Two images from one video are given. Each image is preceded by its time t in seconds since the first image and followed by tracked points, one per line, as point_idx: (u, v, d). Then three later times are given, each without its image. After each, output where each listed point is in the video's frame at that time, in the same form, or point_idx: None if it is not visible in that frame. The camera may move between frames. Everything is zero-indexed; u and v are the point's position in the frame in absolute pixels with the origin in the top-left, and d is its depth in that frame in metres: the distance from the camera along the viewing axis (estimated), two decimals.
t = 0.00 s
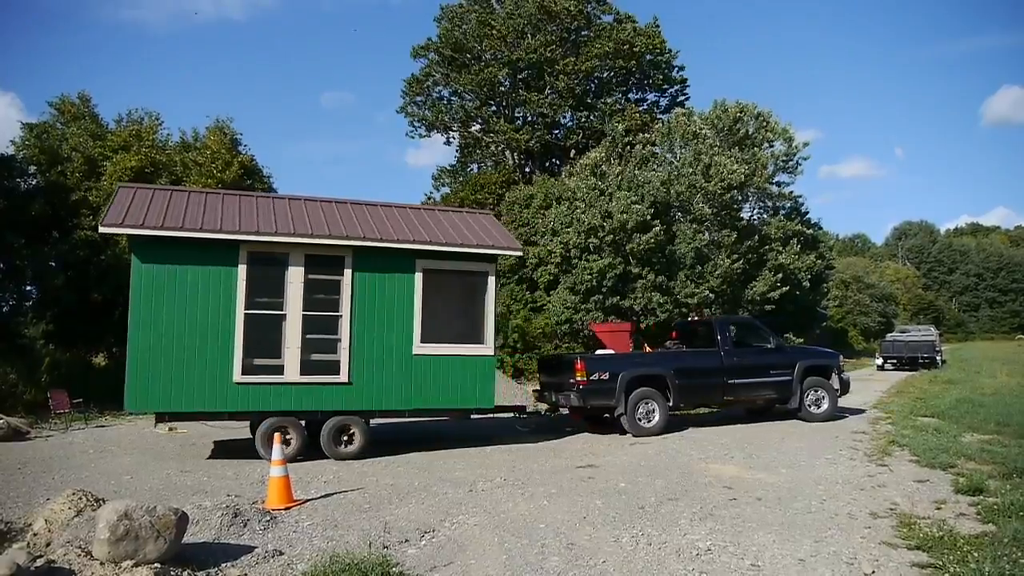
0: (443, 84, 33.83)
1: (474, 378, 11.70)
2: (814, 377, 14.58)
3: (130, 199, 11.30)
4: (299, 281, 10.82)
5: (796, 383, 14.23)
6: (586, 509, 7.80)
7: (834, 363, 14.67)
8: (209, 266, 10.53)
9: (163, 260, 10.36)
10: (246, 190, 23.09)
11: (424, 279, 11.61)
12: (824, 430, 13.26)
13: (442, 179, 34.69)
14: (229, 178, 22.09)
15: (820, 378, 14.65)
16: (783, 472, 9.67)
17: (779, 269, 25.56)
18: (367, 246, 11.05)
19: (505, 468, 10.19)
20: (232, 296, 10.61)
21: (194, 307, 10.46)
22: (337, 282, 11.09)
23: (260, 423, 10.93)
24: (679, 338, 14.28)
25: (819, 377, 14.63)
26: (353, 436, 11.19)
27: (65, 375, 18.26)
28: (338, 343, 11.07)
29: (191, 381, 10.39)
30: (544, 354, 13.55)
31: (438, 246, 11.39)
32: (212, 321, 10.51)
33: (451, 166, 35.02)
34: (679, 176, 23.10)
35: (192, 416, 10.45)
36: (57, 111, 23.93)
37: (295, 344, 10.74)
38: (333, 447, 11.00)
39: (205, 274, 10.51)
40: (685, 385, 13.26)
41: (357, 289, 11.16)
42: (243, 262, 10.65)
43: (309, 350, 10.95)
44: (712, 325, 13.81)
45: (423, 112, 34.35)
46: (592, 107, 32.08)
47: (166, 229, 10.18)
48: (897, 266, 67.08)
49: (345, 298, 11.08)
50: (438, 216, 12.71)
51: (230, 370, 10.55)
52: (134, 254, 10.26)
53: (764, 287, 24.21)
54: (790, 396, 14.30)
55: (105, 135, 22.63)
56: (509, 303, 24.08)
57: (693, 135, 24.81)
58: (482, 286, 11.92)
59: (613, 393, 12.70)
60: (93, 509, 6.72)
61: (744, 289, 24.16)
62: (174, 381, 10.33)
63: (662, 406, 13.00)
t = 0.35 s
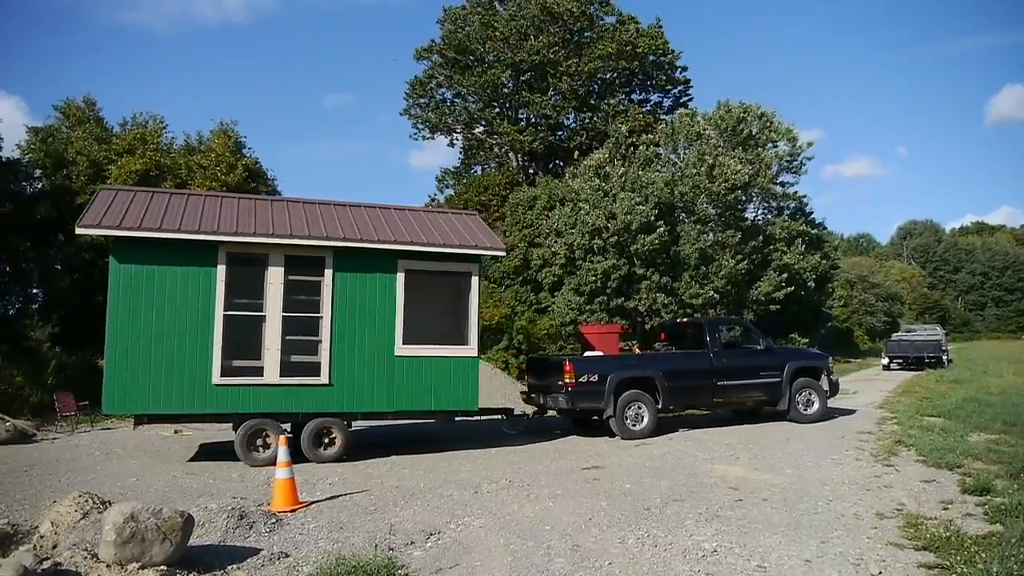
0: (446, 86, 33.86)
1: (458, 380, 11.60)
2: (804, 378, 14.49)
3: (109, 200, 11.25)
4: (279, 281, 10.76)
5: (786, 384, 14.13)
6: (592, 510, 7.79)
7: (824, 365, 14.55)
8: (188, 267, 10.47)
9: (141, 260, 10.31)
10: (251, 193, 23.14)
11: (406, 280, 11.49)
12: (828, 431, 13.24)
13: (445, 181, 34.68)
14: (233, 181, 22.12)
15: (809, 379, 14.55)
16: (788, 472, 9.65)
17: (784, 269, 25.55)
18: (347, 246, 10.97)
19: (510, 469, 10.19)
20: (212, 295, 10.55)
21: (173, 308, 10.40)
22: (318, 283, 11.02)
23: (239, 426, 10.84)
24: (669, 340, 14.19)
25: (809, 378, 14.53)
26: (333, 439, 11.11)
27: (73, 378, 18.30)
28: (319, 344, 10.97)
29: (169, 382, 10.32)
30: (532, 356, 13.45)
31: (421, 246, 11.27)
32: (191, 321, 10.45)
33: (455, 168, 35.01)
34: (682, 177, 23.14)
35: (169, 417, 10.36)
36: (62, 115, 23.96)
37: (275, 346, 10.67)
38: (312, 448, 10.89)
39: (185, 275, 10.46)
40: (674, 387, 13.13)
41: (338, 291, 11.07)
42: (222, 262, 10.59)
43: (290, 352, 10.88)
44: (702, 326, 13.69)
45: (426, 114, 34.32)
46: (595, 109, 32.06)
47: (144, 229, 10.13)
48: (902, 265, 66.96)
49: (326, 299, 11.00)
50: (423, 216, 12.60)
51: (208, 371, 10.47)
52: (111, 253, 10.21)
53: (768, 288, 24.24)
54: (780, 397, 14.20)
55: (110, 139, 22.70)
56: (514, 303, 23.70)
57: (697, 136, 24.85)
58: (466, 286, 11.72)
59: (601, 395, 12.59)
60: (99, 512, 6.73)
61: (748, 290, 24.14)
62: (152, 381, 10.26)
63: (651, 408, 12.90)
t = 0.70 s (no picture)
0: (449, 88, 33.86)
1: (441, 383, 11.51)
2: (791, 380, 14.46)
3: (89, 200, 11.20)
4: (258, 284, 10.71)
5: (774, 386, 14.09)
6: (596, 512, 7.78)
7: (812, 367, 14.53)
8: (166, 268, 10.45)
9: (118, 262, 10.29)
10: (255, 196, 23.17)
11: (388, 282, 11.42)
12: (833, 432, 13.22)
13: (448, 183, 34.66)
14: (236, 184, 22.13)
15: (797, 381, 14.52)
16: (792, 474, 9.64)
17: (788, 270, 25.51)
18: (326, 247, 10.92)
19: (513, 472, 10.20)
20: (190, 297, 10.51)
21: (151, 310, 10.38)
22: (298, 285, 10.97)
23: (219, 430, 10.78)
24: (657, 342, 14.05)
25: (797, 380, 14.52)
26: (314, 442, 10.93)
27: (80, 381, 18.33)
28: (299, 347, 10.92)
29: (147, 384, 10.28)
30: (518, 358, 13.29)
31: (403, 248, 11.20)
32: (169, 323, 10.41)
33: (458, 170, 34.99)
34: (684, 179, 23.10)
35: (148, 421, 10.31)
36: (66, 119, 23.98)
37: (254, 349, 10.60)
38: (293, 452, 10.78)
39: (162, 276, 10.43)
40: (662, 389, 13.01)
41: (319, 294, 11.02)
42: (200, 265, 10.56)
43: (269, 355, 10.82)
44: (691, 328, 13.57)
45: (429, 116, 34.33)
46: (598, 110, 32.07)
47: (121, 232, 10.09)
48: (906, 266, 66.87)
49: (307, 302, 10.94)
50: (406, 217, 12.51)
51: (187, 374, 10.42)
52: (88, 255, 10.19)
53: (772, 289, 24.20)
54: (769, 400, 14.17)
55: (114, 143, 22.74)
56: (518, 304, 23.69)
57: (699, 137, 24.80)
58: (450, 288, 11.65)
59: (588, 397, 12.43)
60: (104, 515, 6.73)
61: (752, 291, 24.14)
62: (131, 383, 10.22)
63: (638, 411, 12.80)
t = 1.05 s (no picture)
0: (454, 91, 33.87)
1: (425, 385, 11.44)
2: (780, 384, 14.41)
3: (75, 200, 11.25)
4: (240, 284, 10.71)
5: (764, 391, 14.05)
6: (599, 515, 7.78)
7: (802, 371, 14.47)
8: (148, 267, 10.47)
9: (100, 262, 10.31)
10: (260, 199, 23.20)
11: (372, 283, 11.37)
12: (837, 436, 13.20)
13: (452, 185, 34.66)
14: (241, 186, 22.16)
15: (787, 386, 14.48)
16: (797, 477, 9.62)
17: (792, 273, 25.49)
18: (309, 248, 10.90)
19: (516, 474, 10.20)
20: (172, 297, 10.52)
21: (132, 309, 10.38)
22: (280, 286, 10.95)
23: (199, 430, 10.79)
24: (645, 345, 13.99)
25: (787, 385, 14.46)
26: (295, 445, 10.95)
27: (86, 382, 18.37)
28: (281, 348, 10.90)
29: (127, 385, 10.28)
30: (506, 362, 13.25)
31: (385, 250, 11.14)
32: (149, 322, 10.42)
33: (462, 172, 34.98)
34: (688, 182, 23.09)
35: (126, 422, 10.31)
36: (71, 121, 24.01)
37: (235, 349, 10.61)
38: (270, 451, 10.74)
39: (143, 276, 10.45)
40: (651, 393, 12.99)
41: (301, 295, 10.98)
42: (182, 265, 10.57)
43: (250, 356, 10.81)
44: (680, 331, 13.52)
45: (433, 119, 34.35)
46: (602, 113, 32.09)
47: (101, 231, 10.12)
48: (911, 270, 66.74)
49: (289, 302, 10.92)
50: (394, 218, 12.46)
51: (167, 375, 10.42)
52: (70, 255, 10.22)
53: (776, 292, 24.16)
54: (758, 404, 14.12)
55: (119, 145, 22.78)
56: (521, 307, 23.80)
57: (704, 140, 24.72)
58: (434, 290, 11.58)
59: (576, 401, 12.47)
60: (108, 517, 6.73)
61: (756, 294, 24.12)
62: (111, 383, 10.22)
63: (626, 415, 12.75)
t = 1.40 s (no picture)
0: (460, 91, 33.84)
1: (412, 387, 11.35)
2: (773, 385, 14.37)
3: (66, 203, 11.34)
4: (227, 284, 10.71)
5: (757, 392, 13.99)
6: (607, 516, 7.77)
7: (794, 372, 14.40)
8: (133, 267, 10.50)
9: (85, 262, 10.34)
10: (267, 200, 23.24)
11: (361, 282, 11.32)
12: (845, 437, 13.17)
13: (459, 186, 34.62)
14: (248, 187, 22.22)
15: (780, 386, 14.44)
16: (805, 478, 9.60)
17: (799, 274, 25.45)
18: (296, 249, 10.87)
19: (524, 475, 10.21)
20: (157, 297, 10.54)
21: (117, 309, 10.41)
22: (267, 287, 10.94)
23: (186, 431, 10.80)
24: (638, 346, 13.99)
25: (780, 385, 14.43)
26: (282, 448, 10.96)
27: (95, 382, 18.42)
28: (268, 349, 10.88)
29: (112, 385, 10.30)
30: (499, 363, 13.19)
31: (372, 250, 11.08)
32: (136, 321, 10.45)
33: (469, 173, 34.93)
34: (695, 182, 23.09)
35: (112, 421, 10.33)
36: (79, 123, 24.08)
37: (220, 350, 10.61)
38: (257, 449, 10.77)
39: (129, 276, 10.48)
40: (644, 394, 12.91)
41: (288, 295, 10.96)
42: (168, 264, 10.59)
43: (236, 357, 10.81)
44: (673, 332, 13.50)
45: (440, 119, 34.34)
46: (609, 113, 32.10)
47: (87, 232, 10.15)
48: (919, 270, 66.51)
49: (276, 303, 10.90)
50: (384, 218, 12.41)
51: (153, 375, 10.44)
52: (55, 255, 10.27)
53: (784, 292, 24.12)
54: (751, 405, 14.06)
55: (127, 146, 22.82)
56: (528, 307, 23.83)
57: (711, 140, 24.69)
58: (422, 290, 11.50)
59: (570, 403, 12.35)
60: (118, 516, 6.76)
61: (763, 294, 24.11)
62: (96, 384, 10.25)
63: (620, 416, 12.67)
